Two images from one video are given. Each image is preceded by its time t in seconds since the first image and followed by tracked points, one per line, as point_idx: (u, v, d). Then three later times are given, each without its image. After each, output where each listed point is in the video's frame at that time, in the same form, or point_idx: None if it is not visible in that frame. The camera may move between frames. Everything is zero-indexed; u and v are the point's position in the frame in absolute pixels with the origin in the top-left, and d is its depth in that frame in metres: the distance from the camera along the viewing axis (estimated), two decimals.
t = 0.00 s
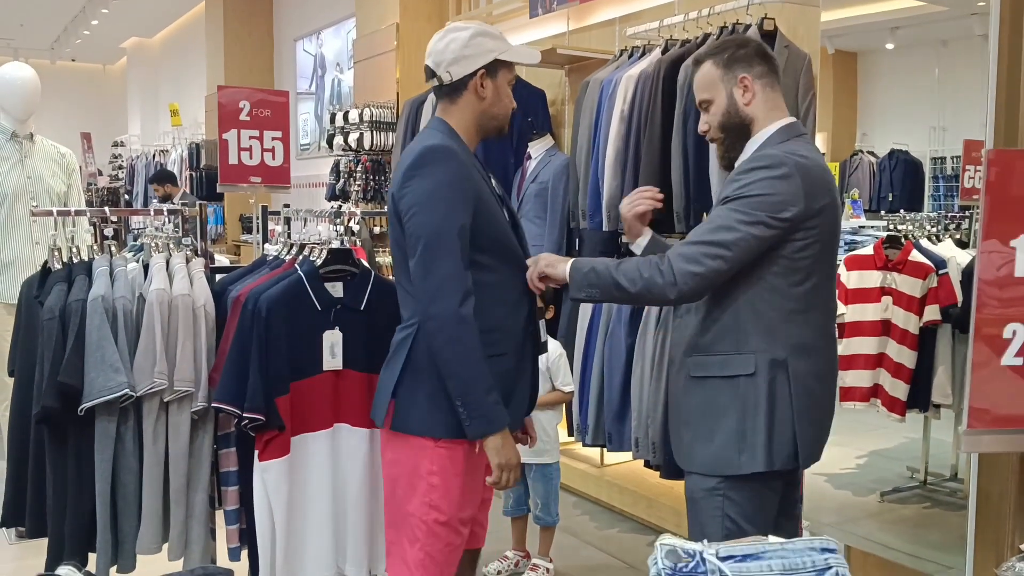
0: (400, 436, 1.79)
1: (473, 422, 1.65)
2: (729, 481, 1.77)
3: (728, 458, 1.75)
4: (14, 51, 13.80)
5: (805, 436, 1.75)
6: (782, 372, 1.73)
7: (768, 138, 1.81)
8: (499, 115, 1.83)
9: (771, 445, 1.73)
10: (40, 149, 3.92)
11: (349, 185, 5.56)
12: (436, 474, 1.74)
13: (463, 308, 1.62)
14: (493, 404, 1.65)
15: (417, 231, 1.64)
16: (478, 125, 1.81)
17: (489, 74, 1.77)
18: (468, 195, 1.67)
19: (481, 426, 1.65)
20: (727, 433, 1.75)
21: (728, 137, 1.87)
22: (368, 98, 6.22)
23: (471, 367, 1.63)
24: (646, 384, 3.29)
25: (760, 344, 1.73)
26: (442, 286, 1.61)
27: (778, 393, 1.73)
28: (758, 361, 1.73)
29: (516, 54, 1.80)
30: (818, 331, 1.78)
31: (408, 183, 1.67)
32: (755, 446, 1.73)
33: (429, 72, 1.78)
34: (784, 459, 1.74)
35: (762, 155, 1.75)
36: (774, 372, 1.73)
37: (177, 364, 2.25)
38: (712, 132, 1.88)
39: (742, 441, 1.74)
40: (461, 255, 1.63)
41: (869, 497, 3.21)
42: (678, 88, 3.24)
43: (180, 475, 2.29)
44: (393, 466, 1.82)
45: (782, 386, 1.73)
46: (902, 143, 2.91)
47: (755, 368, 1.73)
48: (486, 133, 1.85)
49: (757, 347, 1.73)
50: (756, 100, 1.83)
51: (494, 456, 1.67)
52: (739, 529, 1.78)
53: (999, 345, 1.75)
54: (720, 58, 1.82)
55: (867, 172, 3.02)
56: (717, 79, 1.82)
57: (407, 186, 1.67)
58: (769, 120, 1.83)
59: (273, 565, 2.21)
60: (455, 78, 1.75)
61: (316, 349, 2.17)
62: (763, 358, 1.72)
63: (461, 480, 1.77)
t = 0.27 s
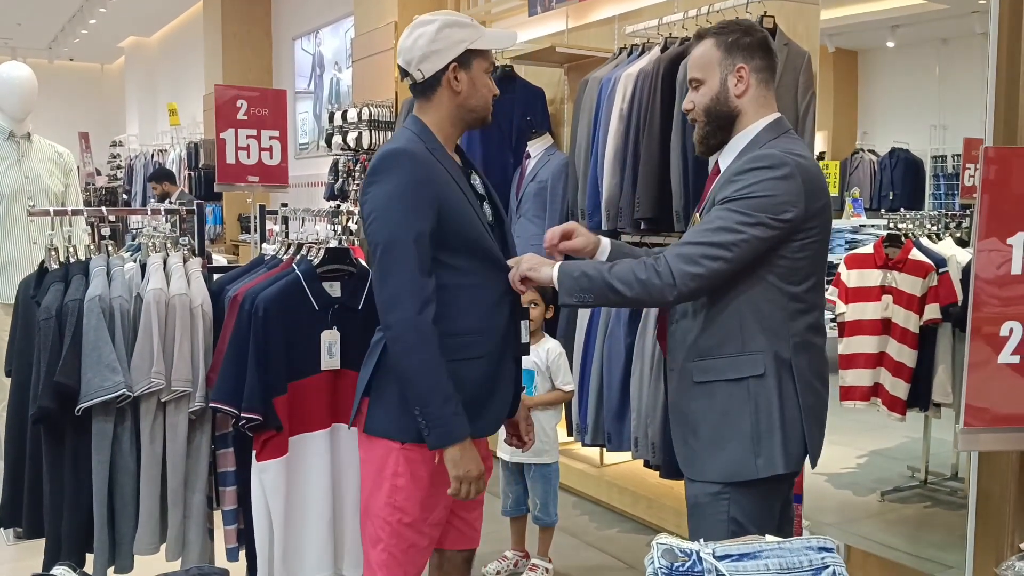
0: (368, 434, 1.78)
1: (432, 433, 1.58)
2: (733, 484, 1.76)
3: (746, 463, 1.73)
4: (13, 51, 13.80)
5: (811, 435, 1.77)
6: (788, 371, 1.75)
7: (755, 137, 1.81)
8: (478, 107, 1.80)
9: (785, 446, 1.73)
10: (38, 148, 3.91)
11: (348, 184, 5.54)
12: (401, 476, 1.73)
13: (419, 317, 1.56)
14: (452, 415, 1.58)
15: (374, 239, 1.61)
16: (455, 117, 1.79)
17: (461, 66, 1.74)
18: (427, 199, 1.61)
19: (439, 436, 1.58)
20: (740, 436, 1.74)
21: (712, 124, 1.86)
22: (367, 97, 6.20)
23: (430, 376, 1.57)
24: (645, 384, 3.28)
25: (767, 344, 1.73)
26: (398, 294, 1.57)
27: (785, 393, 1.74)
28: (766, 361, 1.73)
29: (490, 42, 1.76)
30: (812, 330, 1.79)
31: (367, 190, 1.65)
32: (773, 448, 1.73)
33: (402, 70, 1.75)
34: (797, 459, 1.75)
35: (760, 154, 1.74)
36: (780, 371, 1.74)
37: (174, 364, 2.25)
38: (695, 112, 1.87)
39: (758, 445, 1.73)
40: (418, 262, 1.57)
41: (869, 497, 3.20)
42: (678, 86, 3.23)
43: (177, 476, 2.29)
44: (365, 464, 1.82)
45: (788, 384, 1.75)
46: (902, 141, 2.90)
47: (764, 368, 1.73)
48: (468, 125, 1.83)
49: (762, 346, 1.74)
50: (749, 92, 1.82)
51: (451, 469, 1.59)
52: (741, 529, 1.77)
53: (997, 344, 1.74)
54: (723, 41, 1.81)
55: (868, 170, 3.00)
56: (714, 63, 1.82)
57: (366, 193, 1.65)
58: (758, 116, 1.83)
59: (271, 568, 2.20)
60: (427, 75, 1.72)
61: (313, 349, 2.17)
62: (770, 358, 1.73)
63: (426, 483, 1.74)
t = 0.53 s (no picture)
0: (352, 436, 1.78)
1: (383, 442, 1.57)
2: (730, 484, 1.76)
3: (727, 473, 1.73)
4: (11, 53, 13.79)
5: (793, 441, 1.79)
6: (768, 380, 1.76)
7: (737, 132, 1.81)
8: (457, 105, 1.78)
9: (766, 454, 1.74)
10: (36, 152, 3.91)
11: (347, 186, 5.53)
12: (382, 478, 1.72)
13: (375, 326, 1.56)
14: (400, 428, 1.57)
15: (339, 246, 1.62)
16: (438, 119, 1.78)
17: (434, 66, 1.73)
18: (391, 206, 1.60)
19: (390, 445, 1.57)
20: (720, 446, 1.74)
21: (695, 112, 1.86)
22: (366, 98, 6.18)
23: (383, 386, 1.57)
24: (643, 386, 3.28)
25: (748, 352, 1.74)
26: (356, 302, 1.57)
27: (766, 401, 1.75)
28: (747, 369, 1.74)
29: (461, 36, 1.74)
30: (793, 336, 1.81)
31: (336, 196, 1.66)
32: (752, 457, 1.73)
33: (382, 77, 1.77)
34: (776, 469, 1.75)
35: (747, 159, 1.72)
36: (760, 379, 1.75)
37: (172, 367, 2.25)
38: (680, 101, 1.87)
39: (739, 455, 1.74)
40: (378, 270, 1.57)
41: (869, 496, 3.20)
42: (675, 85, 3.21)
43: (176, 479, 2.29)
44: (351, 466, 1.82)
45: (768, 392, 1.76)
46: (902, 140, 2.88)
47: (745, 377, 1.74)
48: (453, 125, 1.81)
49: (743, 354, 1.75)
50: (734, 84, 1.82)
51: (402, 481, 1.59)
52: (739, 530, 1.77)
53: (993, 343, 1.74)
54: (713, 30, 1.81)
55: (867, 168, 3.02)
56: (702, 52, 1.81)
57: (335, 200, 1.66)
58: (743, 111, 1.83)
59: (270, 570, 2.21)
60: (402, 81, 1.74)
61: (311, 352, 2.17)
62: (751, 367, 1.74)
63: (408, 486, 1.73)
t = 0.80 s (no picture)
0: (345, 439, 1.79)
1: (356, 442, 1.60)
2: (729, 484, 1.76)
3: (698, 473, 1.70)
4: (10, 58, 13.80)
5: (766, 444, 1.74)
6: (740, 378, 1.72)
7: (727, 133, 1.78)
8: (450, 100, 1.77)
9: (737, 455, 1.70)
10: (36, 157, 3.92)
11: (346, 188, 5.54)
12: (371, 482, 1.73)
13: (349, 329, 1.59)
14: (368, 430, 1.60)
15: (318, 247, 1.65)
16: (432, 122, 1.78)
17: (422, 64, 1.74)
18: (367, 210, 1.63)
19: (361, 447, 1.60)
20: (690, 446, 1.71)
21: (686, 122, 1.84)
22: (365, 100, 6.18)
23: (353, 387, 1.59)
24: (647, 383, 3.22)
25: (717, 349, 1.70)
26: (332, 303, 1.60)
27: (736, 400, 1.71)
28: (717, 367, 1.70)
29: (446, 32, 1.75)
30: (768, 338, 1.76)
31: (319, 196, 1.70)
32: (723, 458, 1.70)
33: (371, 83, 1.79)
34: (748, 470, 1.72)
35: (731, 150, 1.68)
36: (730, 377, 1.71)
37: (173, 372, 2.25)
38: (669, 114, 1.84)
39: (710, 455, 1.71)
40: (351, 272, 1.60)
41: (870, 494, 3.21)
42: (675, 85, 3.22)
43: (178, 484, 2.29)
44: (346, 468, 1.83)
45: (739, 391, 1.72)
46: (901, 137, 2.89)
47: (715, 374, 1.70)
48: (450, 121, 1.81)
49: (712, 351, 1.70)
50: (721, 85, 1.79)
51: (378, 483, 1.61)
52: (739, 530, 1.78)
53: (990, 342, 1.74)
54: (688, 36, 1.78)
55: (866, 166, 2.99)
56: (681, 60, 1.79)
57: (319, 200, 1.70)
58: (733, 111, 1.81)
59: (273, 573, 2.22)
60: (391, 83, 1.75)
61: (311, 356, 2.18)
62: (721, 365, 1.70)
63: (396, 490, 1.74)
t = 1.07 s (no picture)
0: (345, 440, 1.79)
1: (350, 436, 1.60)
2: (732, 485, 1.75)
3: (664, 469, 1.64)
4: (10, 62, 13.80)
5: (750, 444, 1.66)
6: (720, 374, 1.66)
7: (727, 125, 1.74)
8: (450, 94, 1.77)
9: (711, 453, 1.64)
10: (35, 160, 3.92)
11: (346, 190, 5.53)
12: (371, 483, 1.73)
13: (336, 324, 1.60)
14: (360, 426, 1.59)
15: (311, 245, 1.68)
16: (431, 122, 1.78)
17: (417, 60, 1.74)
18: (356, 208, 1.66)
19: (355, 443, 1.59)
20: (661, 442, 1.65)
21: (686, 118, 1.82)
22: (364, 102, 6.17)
23: (344, 382, 1.59)
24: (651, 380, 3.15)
25: (695, 341, 1.65)
26: (321, 298, 1.62)
27: (714, 396, 1.66)
28: (696, 360, 1.65)
29: (440, 27, 1.74)
30: (763, 336, 1.69)
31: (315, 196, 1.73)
32: (694, 454, 1.63)
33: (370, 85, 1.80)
34: (724, 470, 1.65)
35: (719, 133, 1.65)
36: (709, 372, 1.66)
37: (174, 375, 2.25)
38: (668, 112, 1.82)
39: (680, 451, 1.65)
40: (339, 267, 1.62)
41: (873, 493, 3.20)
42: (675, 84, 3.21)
43: (179, 487, 2.29)
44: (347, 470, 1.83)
45: (718, 388, 1.66)
46: (901, 134, 2.87)
47: (693, 368, 1.65)
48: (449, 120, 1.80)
49: (691, 344, 1.66)
50: (720, 82, 1.76)
51: (375, 479, 1.60)
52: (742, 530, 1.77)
53: (995, 341, 1.73)
54: (688, 33, 1.75)
55: (867, 164, 2.99)
56: (681, 58, 1.76)
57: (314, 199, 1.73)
58: (728, 107, 1.77)
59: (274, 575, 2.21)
60: (388, 82, 1.76)
61: (311, 358, 2.18)
62: (699, 357, 1.65)
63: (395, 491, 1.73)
